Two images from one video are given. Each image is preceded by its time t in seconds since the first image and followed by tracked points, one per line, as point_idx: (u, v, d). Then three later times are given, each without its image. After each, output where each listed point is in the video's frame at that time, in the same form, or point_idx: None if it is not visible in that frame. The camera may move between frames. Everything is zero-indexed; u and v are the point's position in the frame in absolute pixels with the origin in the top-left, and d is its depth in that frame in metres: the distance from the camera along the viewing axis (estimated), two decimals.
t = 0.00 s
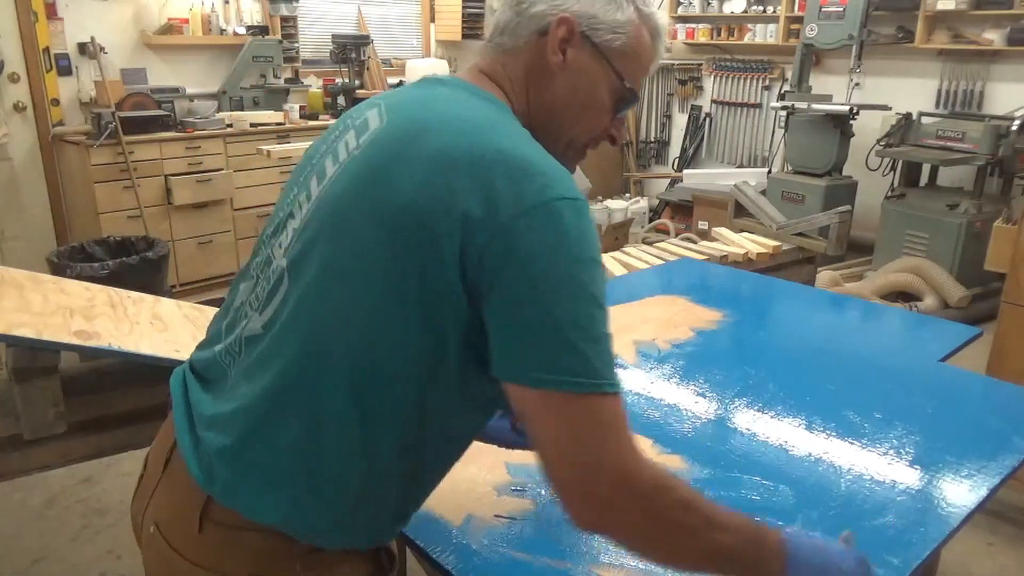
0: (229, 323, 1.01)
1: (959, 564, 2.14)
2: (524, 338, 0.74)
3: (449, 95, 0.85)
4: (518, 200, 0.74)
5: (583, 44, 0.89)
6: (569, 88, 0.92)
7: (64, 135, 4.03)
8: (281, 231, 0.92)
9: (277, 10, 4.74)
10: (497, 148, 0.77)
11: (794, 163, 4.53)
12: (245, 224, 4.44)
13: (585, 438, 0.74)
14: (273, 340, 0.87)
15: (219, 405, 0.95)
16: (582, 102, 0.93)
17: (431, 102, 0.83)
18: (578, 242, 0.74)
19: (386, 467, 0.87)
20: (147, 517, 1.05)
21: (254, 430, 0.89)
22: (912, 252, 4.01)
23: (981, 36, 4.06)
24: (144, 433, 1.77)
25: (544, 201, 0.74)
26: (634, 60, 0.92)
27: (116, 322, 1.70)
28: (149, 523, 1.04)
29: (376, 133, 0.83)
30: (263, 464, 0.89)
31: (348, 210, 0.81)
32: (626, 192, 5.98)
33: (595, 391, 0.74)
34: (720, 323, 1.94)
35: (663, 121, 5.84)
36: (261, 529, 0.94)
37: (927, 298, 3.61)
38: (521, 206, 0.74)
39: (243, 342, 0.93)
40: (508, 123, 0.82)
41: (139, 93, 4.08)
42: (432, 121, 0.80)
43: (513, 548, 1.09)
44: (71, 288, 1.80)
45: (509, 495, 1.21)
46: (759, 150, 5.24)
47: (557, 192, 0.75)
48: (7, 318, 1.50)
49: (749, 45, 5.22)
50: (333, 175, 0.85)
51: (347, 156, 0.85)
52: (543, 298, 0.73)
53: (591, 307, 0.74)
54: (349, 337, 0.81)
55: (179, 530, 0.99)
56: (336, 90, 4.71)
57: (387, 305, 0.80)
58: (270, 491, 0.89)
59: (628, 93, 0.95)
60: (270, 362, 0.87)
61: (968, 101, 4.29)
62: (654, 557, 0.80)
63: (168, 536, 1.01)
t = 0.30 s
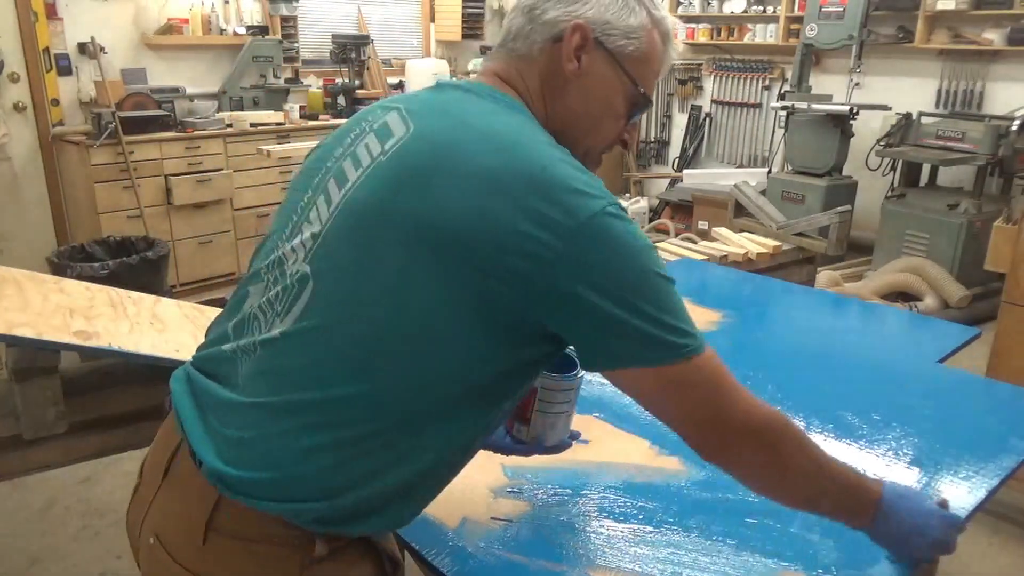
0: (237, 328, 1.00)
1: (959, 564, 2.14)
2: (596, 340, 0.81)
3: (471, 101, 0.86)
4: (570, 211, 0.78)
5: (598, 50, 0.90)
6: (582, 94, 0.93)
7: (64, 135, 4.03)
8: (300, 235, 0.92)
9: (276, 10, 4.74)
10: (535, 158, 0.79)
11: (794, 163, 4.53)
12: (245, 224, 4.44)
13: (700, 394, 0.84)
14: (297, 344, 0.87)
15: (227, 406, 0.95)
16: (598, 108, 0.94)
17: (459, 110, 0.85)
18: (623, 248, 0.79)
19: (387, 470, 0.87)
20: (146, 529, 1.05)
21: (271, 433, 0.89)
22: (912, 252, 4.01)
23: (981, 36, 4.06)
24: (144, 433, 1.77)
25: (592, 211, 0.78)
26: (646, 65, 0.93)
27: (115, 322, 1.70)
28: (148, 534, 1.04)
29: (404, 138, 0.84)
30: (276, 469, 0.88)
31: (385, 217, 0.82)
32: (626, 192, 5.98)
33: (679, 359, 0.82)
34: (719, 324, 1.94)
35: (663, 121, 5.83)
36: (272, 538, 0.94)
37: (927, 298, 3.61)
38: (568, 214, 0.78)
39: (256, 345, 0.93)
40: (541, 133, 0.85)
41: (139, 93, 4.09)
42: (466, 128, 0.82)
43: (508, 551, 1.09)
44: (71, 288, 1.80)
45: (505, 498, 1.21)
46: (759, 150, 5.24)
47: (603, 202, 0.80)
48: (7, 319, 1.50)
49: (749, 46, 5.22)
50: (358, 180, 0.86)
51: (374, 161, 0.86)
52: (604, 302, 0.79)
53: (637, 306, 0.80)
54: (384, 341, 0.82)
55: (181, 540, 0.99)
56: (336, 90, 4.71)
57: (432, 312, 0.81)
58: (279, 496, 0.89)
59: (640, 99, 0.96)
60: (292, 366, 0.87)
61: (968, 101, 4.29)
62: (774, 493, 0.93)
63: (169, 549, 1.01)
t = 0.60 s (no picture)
0: (238, 326, 1.00)
1: (959, 564, 2.15)
2: (515, 321, 0.75)
3: (457, 94, 0.86)
4: (544, 196, 0.76)
5: (588, 42, 0.90)
6: (573, 86, 0.93)
7: (64, 135, 4.03)
8: (292, 232, 0.92)
9: (276, 10, 4.74)
10: (512, 145, 0.78)
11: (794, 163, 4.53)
12: (245, 224, 4.44)
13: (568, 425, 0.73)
14: (289, 339, 0.87)
15: (225, 403, 0.95)
16: (588, 100, 0.94)
17: (442, 101, 0.84)
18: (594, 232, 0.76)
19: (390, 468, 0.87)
20: (152, 525, 1.05)
21: (267, 429, 0.88)
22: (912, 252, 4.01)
23: (981, 36, 4.06)
24: (145, 433, 1.77)
25: (568, 196, 0.76)
26: (637, 57, 0.93)
27: (116, 323, 1.71)
28: (154, 530, 1.04)
29: (390, 132, 0.84)
30: (274, 467, 0.88)
31: (366, 207, 0.82)
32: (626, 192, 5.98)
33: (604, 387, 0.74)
34: (719, 324, 1.95)
35: (663, 121, 5.84)
36: (277, 531, 0.93)
37: (927, 298, 3.61)
38: (539, 197, 0.76)
39: (252, 343, 0.92)
40: (522, 121, 0.83)
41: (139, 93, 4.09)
42: (447, 118, 0.81)
43: (509, 550, 1.09)
44: (71, 288, 1.80)
45: (505, 498, 1.21)
46: (759, 150, 5.24)
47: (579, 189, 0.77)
48: (8, 319, 1.50)
49: (749, 46, 5.22)
50: (347, 175, 0.86)
51: (362, 155, 0.86)
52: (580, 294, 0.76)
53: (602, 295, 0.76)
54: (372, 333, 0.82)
55: (187, 536, 0.99)
56: (336, 90, 4.71)
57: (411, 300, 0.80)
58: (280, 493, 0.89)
59: (632, 91, 0.95)
60: (284, 361, 0.87)
61: (968, 101, 4.29)
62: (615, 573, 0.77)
63: (176, 544, 1.01)
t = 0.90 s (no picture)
0: (227, 323, 1.01)
1: (959, 564, 2.14)
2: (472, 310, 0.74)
3: (439, 93, 0.86)
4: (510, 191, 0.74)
5: (576, 41, 0.91)
6: (560, 84, 0.93)
7: (64, 135, 4.03)
8: (276, 230, 0.92)
9: (276, 10, 4.74)
10: (482, 140, 0.78)
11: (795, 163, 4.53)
12: (245, 224, 4.44)
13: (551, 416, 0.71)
14: (270, 335, 0.88)
15: (212, 399, 0.95)
16: (575, 97, 0.94)
17: (423, 99, 0.84)
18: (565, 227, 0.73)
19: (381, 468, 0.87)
20: (142, 518, 1.05)
21: (251, 425, 0.89)
22: (912, 252, 4.01)
23: (981, 36, 4.06)
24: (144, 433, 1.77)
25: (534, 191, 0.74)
26: (625, 53, 0.93)
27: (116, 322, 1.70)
28: (143, 523, 1.04)
29: (369, 130, 0.84)
30: (258, 463, 0.89)
31: (340, 201, 0.82)
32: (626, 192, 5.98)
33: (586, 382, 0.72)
34: (719, 324, 1.94)
35: (663, 121, 5.83)
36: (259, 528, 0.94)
37: (927, 298, 3.61)
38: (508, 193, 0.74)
39: (236, 339, 0.93)
40: (499, 117, 0.83)
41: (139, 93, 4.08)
42: (422, 116, 0.81)
43: (510, 549, 1.09)
44: (71, 288, 1.80)
45: (506, 497, 1.21)
46: (759, 150, 5.24)
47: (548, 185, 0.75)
48: (7, 319, 1.50)
49: (749, 46, 5.22)
50: (326, 172, 0.86)
51: (341, 153, 0.86)
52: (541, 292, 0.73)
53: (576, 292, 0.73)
54: (345, 329, 0.82)
55: (173, 530, 0.99)
56: (336, 90, 4.71)
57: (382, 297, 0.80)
58: (270, 492, 0.89)
59: (619, 87, 0.95)
60: (265, 357, 0.88)
61: (968, 101, 4.29)
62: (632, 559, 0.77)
63: (162, 537, 1.01)
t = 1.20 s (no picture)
0: (225, 322, 1.00)
1: (959, 564, 2.14)
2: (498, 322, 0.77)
3: (446, 99, 0.86)
4: (531, 200, 0.77)
5: (585, 53, 0.91)
6: (568, 95, 0.94)
7: (64, 135, 4.03)
8: (278, 232, 0.92)
9: (276, 10, 4.74)
10: (500, 148, 0.79)
11: (794, 163, 4.53)
12: (245, 224, 4.44)
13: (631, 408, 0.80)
14: (274, 339, 0.87)
15: (212, 399, 0.95)
16: (582, 109, 0.95)
17: (433, 104, 0.85)
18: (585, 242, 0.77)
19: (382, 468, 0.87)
20: (134, 519, 1.05)
21: (254, 427, 0.89)
22: (912, 252, 4.01)
23: (981, 36, 4.06)
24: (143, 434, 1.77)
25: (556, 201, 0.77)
26: (633, 66, 0.93)
27: (116, 323, 1.70)
28: (136, 524, 1.04)
29: (379, 135, 0.84)
30: (262, 467, 0.88)
31: (353, 208, 0.83)
32: (626, 192, 5.98)
33: (620, 376, 0.79)
34: (719, 324, 1.95)
35: (663, 121, 5.83)
36: (255, 529, 0.94)
37: (927, 298, 3.61)
38: (530, 205, 0.77)
39: (238, 341, 0.93)
40: (510, 124, 0.84)
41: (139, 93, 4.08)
42: (435, 124, 0.82)
43: (509, 549, 1.09)
44: (71, 288, 1.80)
45: (505, 497, 1.21)
46: (759, 150, 5.24)
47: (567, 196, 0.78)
48: (7, 319, 1.50)
49: (749, 46, 5.22)
50: (335, 177, 0.86)
51: (350, 158, 0.86)
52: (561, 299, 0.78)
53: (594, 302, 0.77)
54: (358, 335, 0.82)
55: (166, 529, 0.99)
56: (336, 90, 4.71)
57: (398, 301, 0.81)
58: (269, 493, 0.89)
59: (626, 99, 0.96)
60: (270, 361, 0.87)
61: (968, 101, 4.29)
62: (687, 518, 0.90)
63: (155, 540, 1.00)
